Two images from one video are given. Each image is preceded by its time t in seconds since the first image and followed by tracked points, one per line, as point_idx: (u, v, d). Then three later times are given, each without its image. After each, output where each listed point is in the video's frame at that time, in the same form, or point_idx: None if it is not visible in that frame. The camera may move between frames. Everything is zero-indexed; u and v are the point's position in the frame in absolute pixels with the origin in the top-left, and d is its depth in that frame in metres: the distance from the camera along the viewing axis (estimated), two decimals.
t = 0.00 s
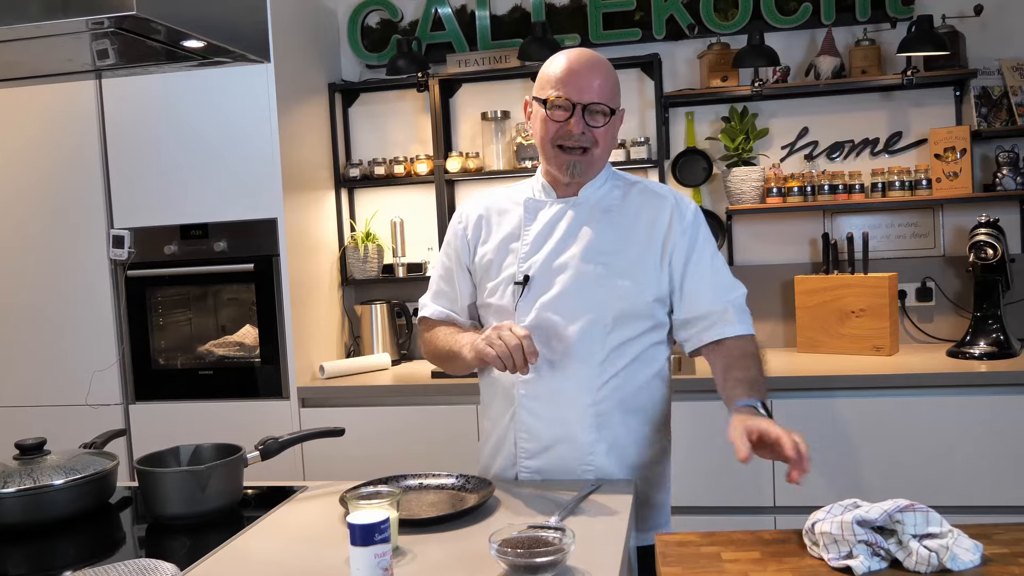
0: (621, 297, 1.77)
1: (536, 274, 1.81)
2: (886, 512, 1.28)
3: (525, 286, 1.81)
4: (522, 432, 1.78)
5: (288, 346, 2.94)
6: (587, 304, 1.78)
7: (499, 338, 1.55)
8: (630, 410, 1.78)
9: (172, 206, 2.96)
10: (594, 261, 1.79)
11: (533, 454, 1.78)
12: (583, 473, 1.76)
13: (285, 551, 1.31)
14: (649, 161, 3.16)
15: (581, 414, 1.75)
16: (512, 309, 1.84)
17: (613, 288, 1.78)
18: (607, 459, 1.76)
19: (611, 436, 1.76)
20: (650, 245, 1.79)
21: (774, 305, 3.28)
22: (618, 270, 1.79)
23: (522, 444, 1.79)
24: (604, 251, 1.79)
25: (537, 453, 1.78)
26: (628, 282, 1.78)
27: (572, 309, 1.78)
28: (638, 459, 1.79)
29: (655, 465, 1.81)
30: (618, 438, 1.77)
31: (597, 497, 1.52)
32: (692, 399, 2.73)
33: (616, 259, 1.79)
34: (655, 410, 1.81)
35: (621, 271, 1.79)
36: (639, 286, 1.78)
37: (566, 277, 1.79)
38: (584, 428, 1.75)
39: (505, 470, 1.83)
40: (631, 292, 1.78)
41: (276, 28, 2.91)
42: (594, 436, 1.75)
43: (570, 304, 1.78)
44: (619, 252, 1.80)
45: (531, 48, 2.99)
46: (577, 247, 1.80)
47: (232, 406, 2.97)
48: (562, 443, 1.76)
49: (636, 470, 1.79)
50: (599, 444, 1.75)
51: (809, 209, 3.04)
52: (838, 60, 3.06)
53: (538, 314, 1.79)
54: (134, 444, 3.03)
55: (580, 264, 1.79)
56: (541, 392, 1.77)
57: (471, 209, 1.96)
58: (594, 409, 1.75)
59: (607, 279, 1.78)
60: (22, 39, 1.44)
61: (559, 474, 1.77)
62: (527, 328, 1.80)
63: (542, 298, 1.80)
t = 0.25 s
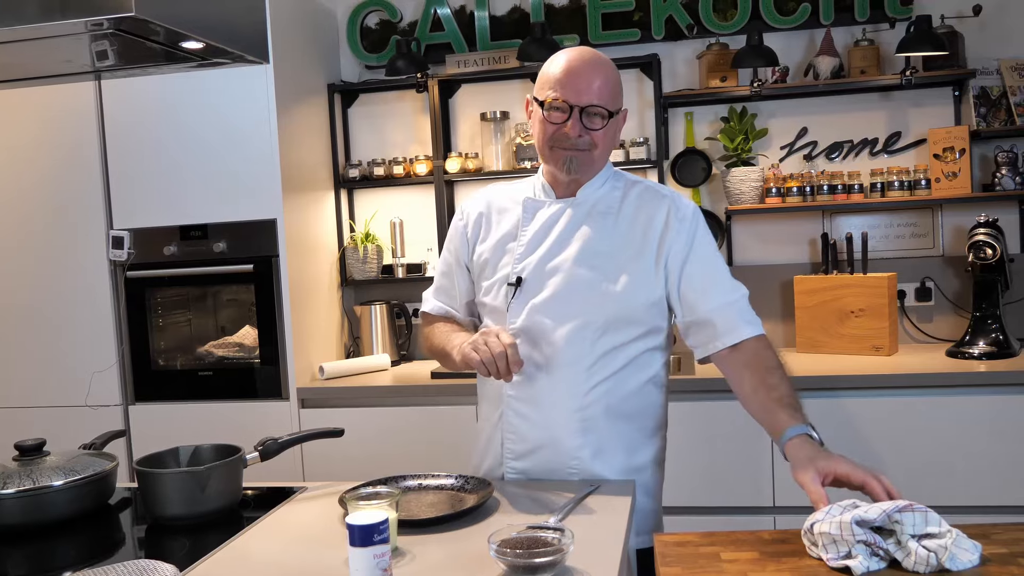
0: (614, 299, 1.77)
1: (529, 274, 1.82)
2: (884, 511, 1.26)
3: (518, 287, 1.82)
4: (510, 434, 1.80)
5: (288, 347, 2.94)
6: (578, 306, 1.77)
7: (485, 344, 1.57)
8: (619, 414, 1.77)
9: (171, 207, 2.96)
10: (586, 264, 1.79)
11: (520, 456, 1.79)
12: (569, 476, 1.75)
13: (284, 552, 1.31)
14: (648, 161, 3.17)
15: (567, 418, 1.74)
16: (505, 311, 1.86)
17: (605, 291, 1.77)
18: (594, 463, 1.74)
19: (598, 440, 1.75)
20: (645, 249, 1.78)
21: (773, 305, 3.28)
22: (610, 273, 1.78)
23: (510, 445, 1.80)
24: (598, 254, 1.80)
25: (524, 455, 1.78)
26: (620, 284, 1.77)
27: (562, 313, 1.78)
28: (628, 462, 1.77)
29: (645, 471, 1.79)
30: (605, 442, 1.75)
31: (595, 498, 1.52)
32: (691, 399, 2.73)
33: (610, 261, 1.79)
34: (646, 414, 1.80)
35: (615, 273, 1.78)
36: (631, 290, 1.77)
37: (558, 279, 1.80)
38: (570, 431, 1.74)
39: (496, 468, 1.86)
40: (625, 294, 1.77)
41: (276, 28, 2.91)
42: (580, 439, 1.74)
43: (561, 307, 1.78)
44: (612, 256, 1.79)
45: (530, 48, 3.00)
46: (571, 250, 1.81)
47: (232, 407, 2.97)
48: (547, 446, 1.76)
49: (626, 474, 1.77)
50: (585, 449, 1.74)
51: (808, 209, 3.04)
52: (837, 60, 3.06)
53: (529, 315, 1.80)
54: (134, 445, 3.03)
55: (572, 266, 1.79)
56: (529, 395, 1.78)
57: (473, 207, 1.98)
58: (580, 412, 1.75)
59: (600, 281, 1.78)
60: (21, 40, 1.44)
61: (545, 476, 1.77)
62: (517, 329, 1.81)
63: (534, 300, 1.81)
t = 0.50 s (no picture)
0: (610, 303, 1.77)
1: (526, 277, 1.82)
2: (878, 514, 1.26)
3: (515, 290, 1.82)
4: (505, 436, 1.80)
5: (288, 348, 2.94)
6: (573, 310, 1.78)
7: (468, 349, 1.63)
8: (614, 418, 1.76)
9: (171, 208, 2.96)
10: (582, 267, 1.79)
11: (513, 457, 1.80)
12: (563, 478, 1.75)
13: (284, 553, 1.31)
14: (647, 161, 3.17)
15: (559, 421, 1.75)
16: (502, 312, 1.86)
17: (600, 294, 1.77)
18: (587, 466, 1.74)
19: (591, 443, 1.74)
20: (642, 252, 1.77)
21: (773, 305, 3.28)
22: (607, 277, 1.78)
23: (504, 446, 1.81)
24: (594, 257, 1.80)
25: (517, 457, 1.79)
26: (617, 288, 1.77)
27: (557, 315, 1.78)
28: (623, 465, 1.76)
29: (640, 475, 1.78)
30: (598, 445, 1.75)
31: (594, 498, 1.53)
32: (691, 399, 2.73)
33: (606, 265, 1.79)
34: (642, 418, 1.79)
35: (611, 277, 1.78)
36: (627, 294, 1.77)
37: (554, 282, 1.80)
38: (563, 434, 1.74)
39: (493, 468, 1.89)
40: (621, 298, 1.76)
41: (275, 29, 2.91)
42: (572, 443, 1.74)
43: (556, 310, 1.78)
44: (608, 259, 1.79)
45: (528, 48, 3.00)
46: (567, 253, 1.81)
47: (232, 408, 2.97)
48: (540, 448, 1.76)
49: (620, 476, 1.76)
50: (578, 452, 1.74)
51: (807, 209, 3.04)
52: (835, 60, 3.07)
53: (524, 318, 1.80)
54: (134, 446, 3.03)
55: (568, 269, 1.79)
56: (523, 397, 1.79)
57: (476, 206, 1.99)
58: (573, 415, 1.75)
59: (596, 285, 1.78)
60: (20, 42, 1.44)
61: (539, 478, 1.77)
62: (512, 331, 1.81)
63: (529, 303, 1.81)
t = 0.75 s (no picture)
0: (609, 305, 1.77)
1: (524, 279, 1.82)
2: (878, 513, 1.28)
3: (513, 292, 1.82)
4: (505, 437, 1.80)
5: (286, 349, 2.94)
6: (571, 311, 1.78)
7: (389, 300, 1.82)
8: (615, 419, 1.76)
9: (169, 210, 2.96)
10: (581, 268, 1.79)
11: (514, 459, 1.79)
12: (563, 479, 1.75)
13: (282, 554, 1.31)
14: (645, 162, 3.18)
15: (559, 422, 1.74)
16: (501, 313, 1.86)
17: (599, 295, 1.78)
18: (587, 466, 1.74)
19: (592, 444, 1.74)
20: (641, 253, 1.77)
21: (771, 305, 3.28)
22: (605, 277, 1.78)
23: (505, 448, 1.80)
24: (592, 258, 1.80)
25: (518, 458, 1.78)
26: (615, 290, 1.77)
27: (556, 316, 1.78)
28: (623, 466, 1.76)
29: (639, 475, 1.78)
30: (598, 446, 1.74)
31: (593, 499, 1.53)
32: (689, 399, 2.74)
33: (604, 266, 1.79)
34: (643, 418, 1.79)
35: (609, 279, 1.78)
36: (625, 294, 1.77)
37: (552, 284, 1.80)
38: (563, 436, 1.74)
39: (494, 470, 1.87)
40: (619, 300, 1.77)
41: (272, 30, 2.91)
42: (573, 444, 1.74)
43: (554, 310, 1.79)
44: (607, 260, 1.79)
45: (526, 49, 3.00)
46: (565, 253, 1.81)
47: (230, 409, 2.97)
48: (541, 450, 1.75)
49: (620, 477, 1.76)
50: (578, 452, 1.74)
51: (804, 209, 3.05)
52: (833, 60, 3.07)
53: (523, 319, 1.80)
54: (132, 448, 3.03)
55: (566, 270, 1.79)
56: (523, 399, 1.78)
57: (476, 208, 1.99)
58: (573, 417, 1.74)
59: (594, 286, 1.78)
60: (18, 45, 1.44)
61: (540, 479, 1.76)
62: (511, 333, 1.81)
63: (528, 304, 1.81)
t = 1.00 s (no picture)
0: (608, 301, 1.77)
1: (523, 278, 1.82)
2: (878, 514, 1.28)
3: (512, 291, 1.83)
4: (506, 436, 1.80)
5: (286, 350, 2.94)
6: (570, 308, 1.78)
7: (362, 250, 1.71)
8: (615, 416, 1.76)
9: (169, 212, 2.96)
10: (579, 265, 1.79)
11: (517, 458, 1.79)
12: (566, 476, 1.75)
13: (283, 556, 1.31)
14: (645, 163, 3.18)
15: (560, 419, 1.74)
16: (501, 312, 1.85)
17: (599, 292, 1.78)
18: (590, 463, 1.74)
19: (594, 441, 1.74)
20: (639, 249, 1.78)
21: (771, 305, 3.29)
22: (604, 274, 1.79)
23: (507, 447, 1.80)
24: (590, 255, 1.80)
25: (520, 457, 1.78)
26: (613, 286, 1.78)
27: (556, 313, 1.78)
28: (628, 463, 1.76)
29: (641, 472, 1.79)
30: (601, 443, 1.75)
31: (594, 499, 1.53)
32: (689, 400, 2.74)
33: (603, 263, 1.79)
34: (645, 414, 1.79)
35: (608, 275, 1.79)
36: (624, 290, 1.77)
37: (551, 282, 1.80)
38: (564, 433, 1.74)
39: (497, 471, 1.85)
40: (618, 296, 1.77)
41: (272, 32, 2.92)
42: (574, 441, 1.74)
43: (554, 308, 1.79)
44: (605, 257, 1.80)
45: (525, 50, 3.00)
46: (563, 251, 1.81)
47: (231, 411, 2.97)
48: (543, 448, 1.76)
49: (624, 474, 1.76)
50: (581, 449, 1.74)
51: (804, 210, 3.05)
52: (832, 61, 3.07)
53: (523, 317, 1.80)
54: (133, 450, 3.03)
55: (565, 268, 1.80)
56: (524, 397, 1.79)
57: (476, 210, 1.99)
58: (573, 414, 1.74)
59: (593, 283, 1.78)
60: (17, 48, 1.44)
61: (543, 477, 1.77)
62: (511, 331, 1.81)
63: (527, 302, 1.81)
